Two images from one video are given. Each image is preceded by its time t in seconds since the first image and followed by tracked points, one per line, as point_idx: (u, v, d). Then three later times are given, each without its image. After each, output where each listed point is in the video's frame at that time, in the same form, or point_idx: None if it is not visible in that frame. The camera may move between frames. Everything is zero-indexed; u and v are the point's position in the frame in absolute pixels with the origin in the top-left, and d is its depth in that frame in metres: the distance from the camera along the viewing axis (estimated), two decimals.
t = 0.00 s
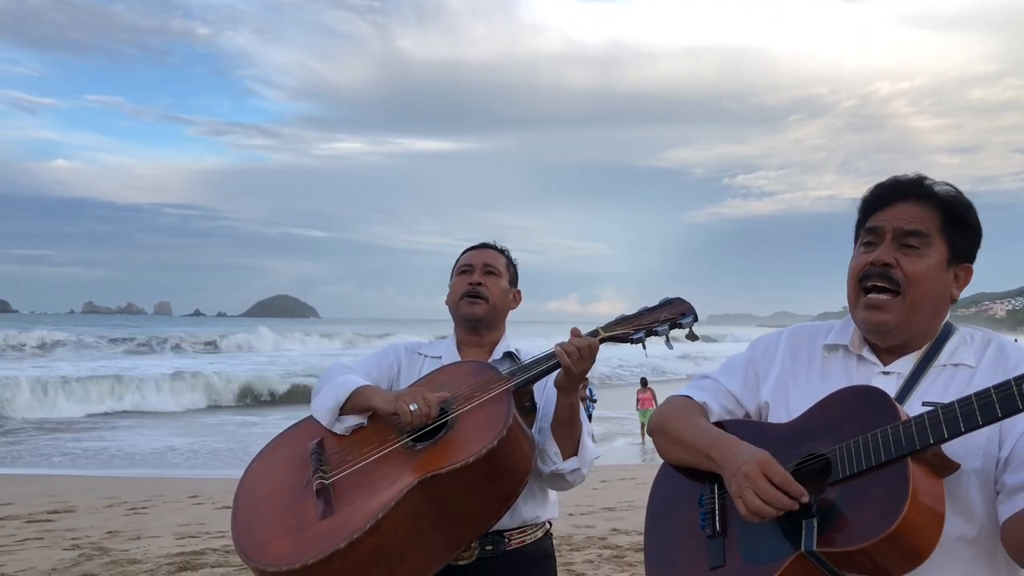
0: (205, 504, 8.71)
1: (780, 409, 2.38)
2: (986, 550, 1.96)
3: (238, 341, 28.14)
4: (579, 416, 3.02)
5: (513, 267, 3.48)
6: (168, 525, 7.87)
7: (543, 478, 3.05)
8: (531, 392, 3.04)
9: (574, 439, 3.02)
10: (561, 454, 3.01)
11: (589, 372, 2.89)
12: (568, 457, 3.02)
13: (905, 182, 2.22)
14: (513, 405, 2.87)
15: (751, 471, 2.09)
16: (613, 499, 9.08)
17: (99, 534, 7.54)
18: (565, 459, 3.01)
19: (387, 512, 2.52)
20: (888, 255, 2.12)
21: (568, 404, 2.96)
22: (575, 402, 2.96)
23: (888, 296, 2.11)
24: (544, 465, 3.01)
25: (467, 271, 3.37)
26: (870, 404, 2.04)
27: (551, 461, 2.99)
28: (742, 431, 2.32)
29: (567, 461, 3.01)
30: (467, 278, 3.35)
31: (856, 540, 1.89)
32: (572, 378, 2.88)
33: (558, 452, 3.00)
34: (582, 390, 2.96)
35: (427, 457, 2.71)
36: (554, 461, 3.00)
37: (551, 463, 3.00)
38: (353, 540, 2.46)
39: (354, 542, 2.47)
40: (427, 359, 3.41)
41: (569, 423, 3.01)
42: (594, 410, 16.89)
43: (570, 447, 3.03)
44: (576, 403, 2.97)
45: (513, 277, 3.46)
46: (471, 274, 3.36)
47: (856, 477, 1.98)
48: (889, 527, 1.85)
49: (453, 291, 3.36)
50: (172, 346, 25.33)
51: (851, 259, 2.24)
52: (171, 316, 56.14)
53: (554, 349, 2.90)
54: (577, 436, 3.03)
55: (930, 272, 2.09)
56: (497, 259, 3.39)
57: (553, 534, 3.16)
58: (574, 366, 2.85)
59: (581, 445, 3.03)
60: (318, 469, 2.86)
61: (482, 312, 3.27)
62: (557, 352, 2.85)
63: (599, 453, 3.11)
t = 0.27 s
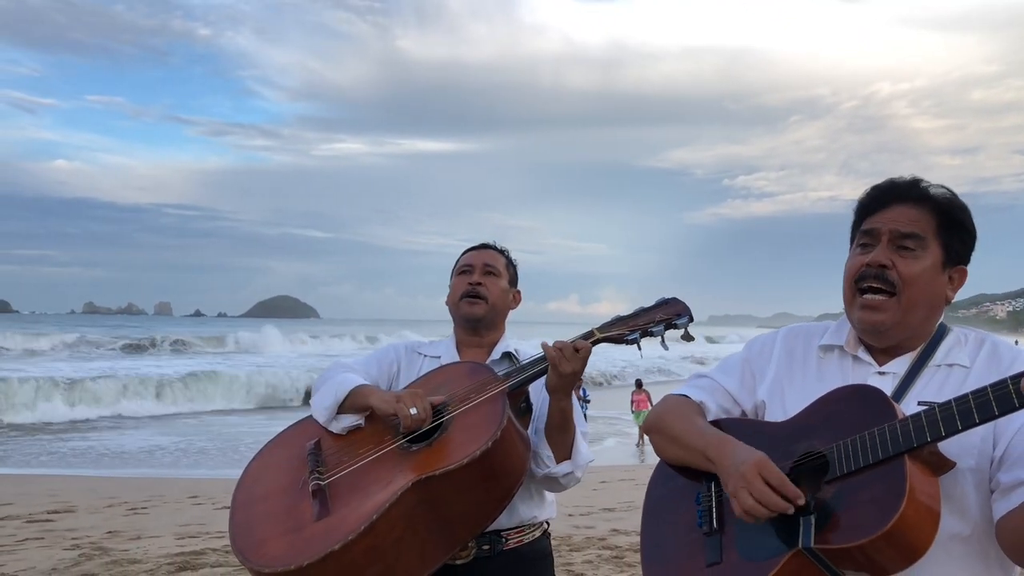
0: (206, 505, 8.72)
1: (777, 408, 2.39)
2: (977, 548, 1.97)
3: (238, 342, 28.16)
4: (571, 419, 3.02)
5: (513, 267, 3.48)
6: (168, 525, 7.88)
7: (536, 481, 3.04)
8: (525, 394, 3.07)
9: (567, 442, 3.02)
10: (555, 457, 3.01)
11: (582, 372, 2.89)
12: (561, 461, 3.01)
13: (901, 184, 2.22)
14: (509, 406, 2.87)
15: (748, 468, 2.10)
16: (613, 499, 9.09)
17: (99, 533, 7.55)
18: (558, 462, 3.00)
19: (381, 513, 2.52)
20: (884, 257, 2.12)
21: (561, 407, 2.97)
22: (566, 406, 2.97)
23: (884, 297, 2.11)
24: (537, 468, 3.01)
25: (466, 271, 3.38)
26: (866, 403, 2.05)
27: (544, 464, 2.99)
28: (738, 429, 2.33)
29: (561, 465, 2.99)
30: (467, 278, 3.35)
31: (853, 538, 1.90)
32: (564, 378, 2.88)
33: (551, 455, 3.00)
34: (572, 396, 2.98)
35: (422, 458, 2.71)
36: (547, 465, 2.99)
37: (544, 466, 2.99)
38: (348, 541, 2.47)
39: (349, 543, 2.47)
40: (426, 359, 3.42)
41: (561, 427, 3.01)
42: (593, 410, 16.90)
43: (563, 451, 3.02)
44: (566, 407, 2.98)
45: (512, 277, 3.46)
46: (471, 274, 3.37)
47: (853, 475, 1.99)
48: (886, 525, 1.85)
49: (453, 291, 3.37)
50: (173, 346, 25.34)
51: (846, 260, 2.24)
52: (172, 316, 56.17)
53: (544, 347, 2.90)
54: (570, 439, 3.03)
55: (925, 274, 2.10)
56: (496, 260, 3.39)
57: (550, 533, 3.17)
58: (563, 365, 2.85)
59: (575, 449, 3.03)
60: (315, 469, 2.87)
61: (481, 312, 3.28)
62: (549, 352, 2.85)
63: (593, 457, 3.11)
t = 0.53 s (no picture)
0: (207, 504, 8.73)
1: (774, 406, 2.41)
2: (972, 544, 1.98)
3: (239, 341, 28.18)
4: (571, 417, 3.04)
5: (513, 266, 3.49)
6: (169, 524, 7.89)
7: (536, 478, 3.06)
8: (527, 394, 3.08)
9: (568, 439, 3.04)
10: (555, 455, 3.02)
11: (583, 373, 2.91)
12: (562, 458, 3.03)
13: (898, 184, 2.24)
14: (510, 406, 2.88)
15: (750, 465, 2.12)
16: (613, 499, 9.10)
17: (100, 533, 7.56)
18: (559, 460, 3.02)
19: (384, 514, 2.53)
20: (881, 258, 2.14)
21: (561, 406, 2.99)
22: (566, 404, 2.99)
23: (880, 298, 2.12)
24: (538, 465, 3.02)
25: (466, 271, 3.39)
26: (862, 402, 2.06)
27: (545, 462, 3.01)
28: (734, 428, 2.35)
29: (561, 462, 3.02)
30: (467, 278, 3.37)
31: (850, 536, 1.91)
32: (566, 378, 2.89)
33: (552, 453, 3.01)
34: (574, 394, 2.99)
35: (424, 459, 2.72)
36: (547, 462, 3.01)
37: (545, 463, 3.01)
38: (350, 541, 2.48)
39: (351, 543, 2.49)
40: (427, 357, 3.43)
41: (562, 424, 3.03)
42: (593, 410, 16.90)
43: (565, 448, 3.04)
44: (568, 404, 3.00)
45: (512, 277, 3.48)
46: (471, 274, 3.38)
47: (849, 473, 2.00)
48: (883, 523, 1.87)
49: (453, 291, 3.38)
50: (173, 346, 25.34)
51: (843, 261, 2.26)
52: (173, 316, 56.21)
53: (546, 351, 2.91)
54: (571, 437, 3.05)
55: (921, 274, 2.11)
56: (497, 259, 3.41)
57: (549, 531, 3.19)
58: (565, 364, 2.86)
59: (575, 447, 3.05)
60: (317, 468, 2.88)
61: (481, 312, 3.29)
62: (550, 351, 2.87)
63: (593, 455, 3.13)
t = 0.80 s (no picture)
0: (207, 502, 8.75)
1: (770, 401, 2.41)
2: (970, 540, 1.99)
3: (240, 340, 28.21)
4: (571, 416, 3.05)
5: (512, 264, 3.51)
6: (170, 522, 7.90)
7: (536, 476, 3.07)
8: (528, 392, 3.09)
9: (568, 438, 3.06)
10: (555, 452, 3.04)
11: (583, 372, 2.92)
12: (562, 456, 3.04)
13: (890, 180, 2.25)
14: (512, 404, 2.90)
15: (766, 422, 2.16)
16: (613, 497, 9.10)
17: (101, 531, 7.57)
18: (559, 458, 3.04)
19: (386, 511, 2.54)
20: (874, 253, 2.15)
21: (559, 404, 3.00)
22: (566, 402, 2.99)
23: (874, 293, 2.13)
24: (538, 462, 3.04)
25: (466, 269, 3.40)
26: (859, 397, 2.08)
27: (546, 459, 3.03)
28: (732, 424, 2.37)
29: (562, 459, 3.03)
30: (466, 276, 3.38)
31: (845, 528, 1.92)
32: (566, 376, 2.90)
33: (552, 450, 3.03)
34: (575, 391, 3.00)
35: (425, 456, 2.73)
36: (547, 459, 3.03)
37: (545, 461, 3.03)
38: (352, 537, 2.49)
39: (352, 539, 2.50)
40: (426, 355, 3.45)
41: (562, 423, 3.04)
42: (594, 409, 16.90)
43: (564, 446, 3.05)
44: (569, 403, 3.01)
45: (512, 275, 3.49)
46: (470, 272, 3.39)
47: (845, 467, 2.02)
48: (878, 515, 1.88)
49: (452, 290, 3.39)
50: (174, 345, 25.38)
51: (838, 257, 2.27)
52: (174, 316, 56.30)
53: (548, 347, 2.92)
54: (571, 435, 3.06)
55: (915, 269, 2.12)
56: (497, 257, 3.42)
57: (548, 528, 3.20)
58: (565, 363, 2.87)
59: (576, 444, 3.07)
60: (317, 465, 2.89)
61: (480, 310, 3.30)
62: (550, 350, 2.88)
63: (593, 454, 3.14)
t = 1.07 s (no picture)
0: (207, 500, 8.76)
1: (767, 397, 2.43)
2: (962, 534, 2.02)
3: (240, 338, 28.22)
4: (568, 413, 3.06)
5: (508, 262, 3.52)
6: (170, 520, 7.92)
7: (536, 473, 3.09)
8: (525, 389, 3.08)
9: (566, 437, 3.07)
10: (553, 450, 3.05)
11: (580, 371, 2.92)
12: (559, 453, 3.06)
13: (883, 179, 2.26)
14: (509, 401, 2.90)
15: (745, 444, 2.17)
16: (613, 494, 9.12)
17: (101, 529, 7.58)
18: (556, 456, 3.05)
19: (382, 506, 2.55)
20: (866, 251, 2.17)
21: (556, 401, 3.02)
22: (563, 400, 3.02)
23: (867, 291, 2.15)
24: (535, 460, 3.05)
25: (462, 267, 3.42)
26: (850, 392, 2.10)
27: (543, 457, 3.03)
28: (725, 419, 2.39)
29: (559, 458, 3.04)
30: (463, 275, 3.39)
31: (835, 520, 1.95)
32: (564, 375, 2.91)
33: (550, 448, 3.04)
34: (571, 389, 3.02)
35: (421, 452, 2.74)
36: (545, 457, 3.04)
37: (543, 459, 3.04)
38: (349, 532, 2.51)
39: (349, 534, 2.51)
40: (423, 354, 3.46)
41: (559, 421, 3.05)
42: (593, 406, 16.92)
43: (562, 444, 3.07)
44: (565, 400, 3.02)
45: (508, 272, 3.50)
46: (466, 271, 3.40)
47: (835, 462, 2.04)
48: (866, 508, 1.92)
49: (449, 288, 3.40)
50: (174, 343, 25.38)
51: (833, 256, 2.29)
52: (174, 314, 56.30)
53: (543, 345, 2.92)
54: (569, 435, 3.07)
55: (907, 266, 2.14)
56: (492, 256, 3.43)
57: (545, 525, 3.22)
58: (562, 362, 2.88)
59: (573, 443, 3.07)
60: (314, 461, 2.90)
61: (477, 310, 3.31)
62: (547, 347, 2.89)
63: (589, 451, 3.16)
